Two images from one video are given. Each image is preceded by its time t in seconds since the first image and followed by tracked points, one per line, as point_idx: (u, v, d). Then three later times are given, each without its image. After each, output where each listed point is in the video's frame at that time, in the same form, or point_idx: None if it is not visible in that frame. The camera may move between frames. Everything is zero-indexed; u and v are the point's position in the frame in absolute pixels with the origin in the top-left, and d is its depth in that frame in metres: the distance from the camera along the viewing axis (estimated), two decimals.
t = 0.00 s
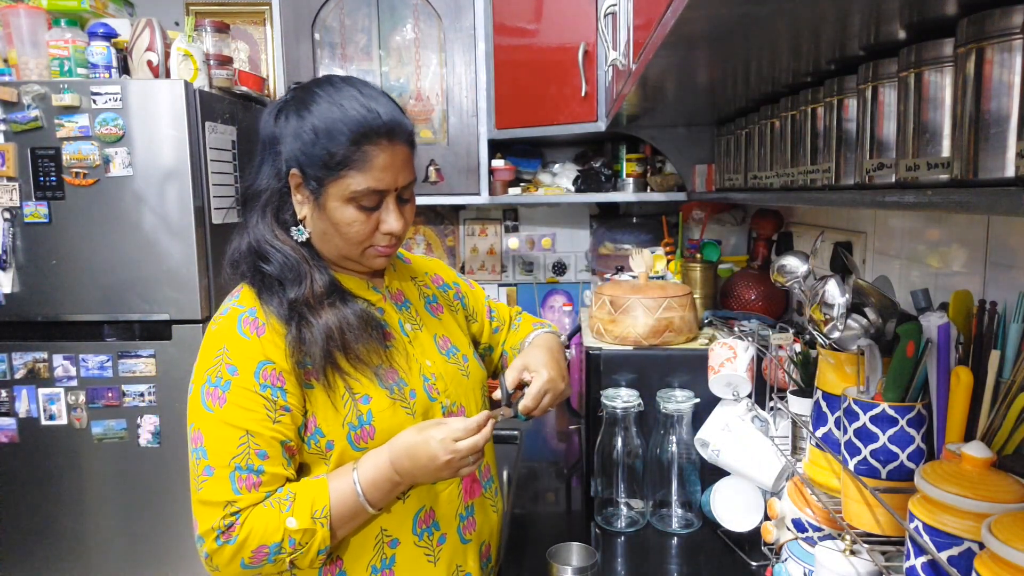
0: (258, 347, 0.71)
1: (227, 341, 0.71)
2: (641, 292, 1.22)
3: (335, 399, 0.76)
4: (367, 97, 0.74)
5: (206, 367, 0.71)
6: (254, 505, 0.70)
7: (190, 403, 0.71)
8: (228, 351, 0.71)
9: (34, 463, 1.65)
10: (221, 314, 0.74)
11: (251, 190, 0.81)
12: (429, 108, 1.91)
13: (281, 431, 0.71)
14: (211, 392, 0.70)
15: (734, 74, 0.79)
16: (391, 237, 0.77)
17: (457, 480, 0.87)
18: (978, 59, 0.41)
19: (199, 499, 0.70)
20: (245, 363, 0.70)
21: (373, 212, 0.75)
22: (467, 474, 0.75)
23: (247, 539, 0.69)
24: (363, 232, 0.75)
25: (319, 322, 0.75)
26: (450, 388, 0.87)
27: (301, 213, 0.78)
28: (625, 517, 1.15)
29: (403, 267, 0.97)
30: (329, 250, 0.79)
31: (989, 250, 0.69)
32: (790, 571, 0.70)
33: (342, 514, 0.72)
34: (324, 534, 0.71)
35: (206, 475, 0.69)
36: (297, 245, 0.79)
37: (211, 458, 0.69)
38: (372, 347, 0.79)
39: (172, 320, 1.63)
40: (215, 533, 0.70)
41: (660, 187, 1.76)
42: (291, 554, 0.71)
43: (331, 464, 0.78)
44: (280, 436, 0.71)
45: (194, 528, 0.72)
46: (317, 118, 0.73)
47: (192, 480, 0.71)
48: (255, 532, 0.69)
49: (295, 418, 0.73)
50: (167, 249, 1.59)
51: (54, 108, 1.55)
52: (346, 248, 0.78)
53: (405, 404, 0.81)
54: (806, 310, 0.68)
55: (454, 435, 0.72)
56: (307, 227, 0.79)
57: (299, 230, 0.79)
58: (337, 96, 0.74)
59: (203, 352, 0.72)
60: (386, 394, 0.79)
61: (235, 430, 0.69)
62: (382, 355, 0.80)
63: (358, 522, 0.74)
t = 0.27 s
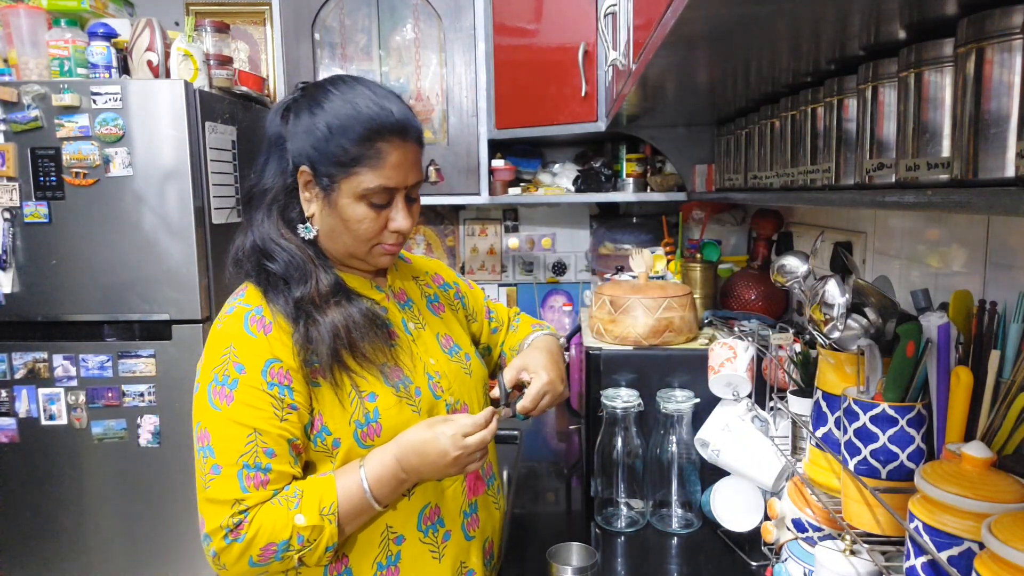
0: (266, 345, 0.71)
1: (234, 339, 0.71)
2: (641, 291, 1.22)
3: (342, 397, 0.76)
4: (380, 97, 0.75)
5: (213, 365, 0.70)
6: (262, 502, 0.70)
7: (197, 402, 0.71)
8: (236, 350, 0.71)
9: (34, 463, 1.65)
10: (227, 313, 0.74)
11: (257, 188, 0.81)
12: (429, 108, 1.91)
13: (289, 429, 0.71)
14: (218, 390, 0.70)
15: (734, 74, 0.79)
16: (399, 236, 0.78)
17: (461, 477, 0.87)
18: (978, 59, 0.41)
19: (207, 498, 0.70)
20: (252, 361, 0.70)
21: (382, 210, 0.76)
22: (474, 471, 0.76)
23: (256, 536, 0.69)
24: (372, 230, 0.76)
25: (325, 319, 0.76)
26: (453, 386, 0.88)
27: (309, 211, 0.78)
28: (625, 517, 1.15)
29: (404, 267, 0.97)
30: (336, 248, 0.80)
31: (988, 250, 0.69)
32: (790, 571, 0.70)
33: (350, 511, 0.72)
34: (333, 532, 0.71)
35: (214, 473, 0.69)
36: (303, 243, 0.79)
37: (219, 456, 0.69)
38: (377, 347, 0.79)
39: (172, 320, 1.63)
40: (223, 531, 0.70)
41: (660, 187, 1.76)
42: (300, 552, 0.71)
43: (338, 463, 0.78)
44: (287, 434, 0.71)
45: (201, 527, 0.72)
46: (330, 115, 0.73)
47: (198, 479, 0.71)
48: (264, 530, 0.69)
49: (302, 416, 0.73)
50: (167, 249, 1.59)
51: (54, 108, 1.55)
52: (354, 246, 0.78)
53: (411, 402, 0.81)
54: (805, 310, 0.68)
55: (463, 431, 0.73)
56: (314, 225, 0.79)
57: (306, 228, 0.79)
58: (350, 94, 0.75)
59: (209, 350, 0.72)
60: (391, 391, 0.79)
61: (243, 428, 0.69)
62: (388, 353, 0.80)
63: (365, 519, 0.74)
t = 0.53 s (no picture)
0: (275, 342, 0.71)
1: (241, 336, 0.71)
2: (641, 291, 1.22)
3: (350, 394, 0.77)
4: (392, 96, 0.76)
5: (221, 363, 0.70)
6: (269, 500, 0.70)
7: (204, 400, 0.71)
8: (244, 347, 0.70)
9: (34, 463, 1.65)
10: (234, 310, 0.74)
11: (263, 186, 0.81)
12: (429, 108, 1.91)
13: (297, 426, 0.71)
14: (226, 388, 0.69)
15: (734, 74, 0.79)
16: (407, 234, 0.78)
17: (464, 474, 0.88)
18: (978, 59, 0.41)
19: (213, 495, 0.70)
20: (261, 359, 0.70)
21: (392, 209, 0.76)
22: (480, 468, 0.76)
23: (263, 534, 0.69)
24: (382, 228, 0.76)
25: (334, 316, 0.76)
26: (457, 384, 0.88)
27: (318, 209, 0.78)
28: (625, 517, 1.15)
29: (406, 267, 0.97)
30: (344, 245, 0.80)
31: (988, 250, 0.69)
32: (790, 571, 0.70)
33: (356, 509, 0.72)
34: (339, 529, 0.71)
35: (221, 471, 0.69)
36: (311, 241, 0.79)
37: (227, 454, 0.68)
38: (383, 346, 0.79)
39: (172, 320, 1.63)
40: (230, 529, 0.69)
41: (660, 187, 1.75)
42: (306, 549, 0.71)
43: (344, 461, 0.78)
44: (295, 432, 0.71)
45: (206, 525, 0.72)
46: (343, 112, 0.73)
47: (205, 476, 0.71)
48: (272, 527, 0.69)
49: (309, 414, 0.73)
50: (167, 249, 1.59)
51: (54, 108, 1.55)
52: (362, 244, 0.78)
53: (417, 399, 0.81)
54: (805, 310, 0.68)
55: (469, 428, 0.73)
56: (323, 223, 0.78)
57: (315, 226, 0.79)
58: (362, 93, 0.75)
59: (216, 348, 0.72)
60: (398, 389, 0.80)
61: (251, 426, 0.69)
62: (394, 351, 0.80)
63: (371, 517, 0.74)
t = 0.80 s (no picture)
0: (280, 342, 0.71)
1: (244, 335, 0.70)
2: (641, 291, 1.22)
3: (357, 393, 0.77)
4: (386, 89, 0.76)
5: (223, 361, 0.70)
6: (258, 502, 0.69)
7: (204, 397, 0.71)
8: (246, 346, 0.70)
9: (34, 463, 1.65)
10: (240, 307, 0.73)
11: (263, 192, 0.81)
12: (429, 108, 1.91)
13: (294, 429, 0.71)
14: (226, 386, 0.69)
15: (734, 74, 0.79)
16: (413, 224, 0.79)
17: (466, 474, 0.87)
18: (978, 59, 0.41)
19: (205, 494, 0.70)
20: (263, 358, 0.70)
21: (397, 199, 0.76)
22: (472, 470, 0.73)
23: (248, 536, 0.69)
24: (390, 219, 0.76)
25: (342, 316, 0.76)
26: (461, 383, 0.88)
27: (322, 208, 0.78)
28: (625, 517, 1.15)
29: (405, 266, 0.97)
30: (352, 243, 0.80)
31: (988, 250, 0.69)
32: (790, 571, 0.70)
33: (344, 514, 0.70)
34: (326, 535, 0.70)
35: (214, 470, 0.69)
36: (317, 241, 0.79)
37: (221, 454, 0.68)
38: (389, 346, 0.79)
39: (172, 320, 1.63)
40: (217, 529, 0.69)
41: (660, 187, 1.75)
42: (292, 554, 0.70)
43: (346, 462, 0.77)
44: (292, 434, 0.71)
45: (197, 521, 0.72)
46: (341, 108, 0.74)
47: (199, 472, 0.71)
48: (258, 530, 0.68)
49: (309, 416, 0.72)
50: (167, 249, 1.59)
51: (54, 108, 1.55)
52: (370, 239, 0.78)
53: (425, 398, 0.82)
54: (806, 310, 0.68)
55: (457, 428, 0.70)
56: (329, 221, 0.79)
57: (320, 225, 0.79)
58: (356, 88, 0.75)
59: (218, 345, 0.72)
60: (405, 388, 0.80)
61: (247, 426, 0.68)
62: (400, 350, 0.81)
63: (362, 521, 0.72)
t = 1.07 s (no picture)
0: (257, 357, 0.72)
1: (224, 350, 0.72)
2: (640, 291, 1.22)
3: (336, 407, 0.77)
4: (367, 82, 0.78)
5: (204, 377, 0.72)
6: (244, 517, 0.72)
7: (189, 412, 0.73)
8: (226, 361, 0.72)
9: (34, 463, 1.65)
10: (222, 323, 0.75)
11: (246, 202, 0.82)
12: (428, 108, 1.91)
13: (276, 442, 0.72)
14: (208, 402, 0.71)
15: (734, 74, 0.79)
16: (405, 214, 0.79)
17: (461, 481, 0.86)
18: (978, 59, 0.41)
19: (192, 508, 0.72)
20: (242, 374, 0.71)
21: (386, 189, 0.77)
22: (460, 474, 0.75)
23: (235, 551, 0.71)
24: (380, 211, 0.76)
25: (321, 329, 0.76)
26: (452, 390, 0.86)
27: (310, 208, 0.78)
28: (625, 517, 1.15)
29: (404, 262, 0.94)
30: (343, 241, 0.79)
31: (988, 251, 0.69)
32: (790, 571, 0.69)
33: (332, 527, 0.73)
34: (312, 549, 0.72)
35: (200, 485, 0.71)
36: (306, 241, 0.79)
37: (205, 468, 0.71)
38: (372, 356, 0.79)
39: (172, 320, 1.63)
40: (204, 543, 0.72)
41: (660, 187, 1.75)
42: (279, 567, 0.73)
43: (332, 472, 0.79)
44: (275, 448, 0.73)
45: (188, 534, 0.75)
46: (325, 104, 0.75)
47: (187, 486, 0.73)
48: (244, 544, 0.71)
49: (291, 428, 0.74)
50: (168, 249, 1.59)
51: (54, 108, 1.55)
52: (362, 234, 0.78)
53: (409, 409, 0.81)
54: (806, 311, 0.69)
55: (441, 434, 0.73)
56: (317, 221, 0.79)
57: (308, 226, 0.79)
58: (338, 83, 0.77)
59: (202, 361, 0.74)
60: (387, 399, 0.79)
61: (229, 441, 0.70)
62: (385, 359, 0.80)
63: (353, 533, 0.75)
